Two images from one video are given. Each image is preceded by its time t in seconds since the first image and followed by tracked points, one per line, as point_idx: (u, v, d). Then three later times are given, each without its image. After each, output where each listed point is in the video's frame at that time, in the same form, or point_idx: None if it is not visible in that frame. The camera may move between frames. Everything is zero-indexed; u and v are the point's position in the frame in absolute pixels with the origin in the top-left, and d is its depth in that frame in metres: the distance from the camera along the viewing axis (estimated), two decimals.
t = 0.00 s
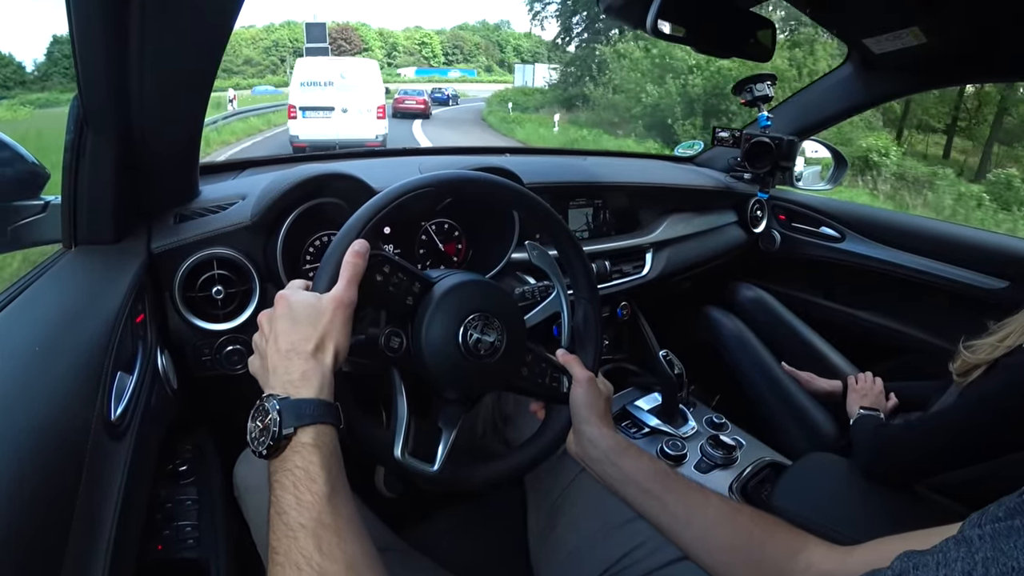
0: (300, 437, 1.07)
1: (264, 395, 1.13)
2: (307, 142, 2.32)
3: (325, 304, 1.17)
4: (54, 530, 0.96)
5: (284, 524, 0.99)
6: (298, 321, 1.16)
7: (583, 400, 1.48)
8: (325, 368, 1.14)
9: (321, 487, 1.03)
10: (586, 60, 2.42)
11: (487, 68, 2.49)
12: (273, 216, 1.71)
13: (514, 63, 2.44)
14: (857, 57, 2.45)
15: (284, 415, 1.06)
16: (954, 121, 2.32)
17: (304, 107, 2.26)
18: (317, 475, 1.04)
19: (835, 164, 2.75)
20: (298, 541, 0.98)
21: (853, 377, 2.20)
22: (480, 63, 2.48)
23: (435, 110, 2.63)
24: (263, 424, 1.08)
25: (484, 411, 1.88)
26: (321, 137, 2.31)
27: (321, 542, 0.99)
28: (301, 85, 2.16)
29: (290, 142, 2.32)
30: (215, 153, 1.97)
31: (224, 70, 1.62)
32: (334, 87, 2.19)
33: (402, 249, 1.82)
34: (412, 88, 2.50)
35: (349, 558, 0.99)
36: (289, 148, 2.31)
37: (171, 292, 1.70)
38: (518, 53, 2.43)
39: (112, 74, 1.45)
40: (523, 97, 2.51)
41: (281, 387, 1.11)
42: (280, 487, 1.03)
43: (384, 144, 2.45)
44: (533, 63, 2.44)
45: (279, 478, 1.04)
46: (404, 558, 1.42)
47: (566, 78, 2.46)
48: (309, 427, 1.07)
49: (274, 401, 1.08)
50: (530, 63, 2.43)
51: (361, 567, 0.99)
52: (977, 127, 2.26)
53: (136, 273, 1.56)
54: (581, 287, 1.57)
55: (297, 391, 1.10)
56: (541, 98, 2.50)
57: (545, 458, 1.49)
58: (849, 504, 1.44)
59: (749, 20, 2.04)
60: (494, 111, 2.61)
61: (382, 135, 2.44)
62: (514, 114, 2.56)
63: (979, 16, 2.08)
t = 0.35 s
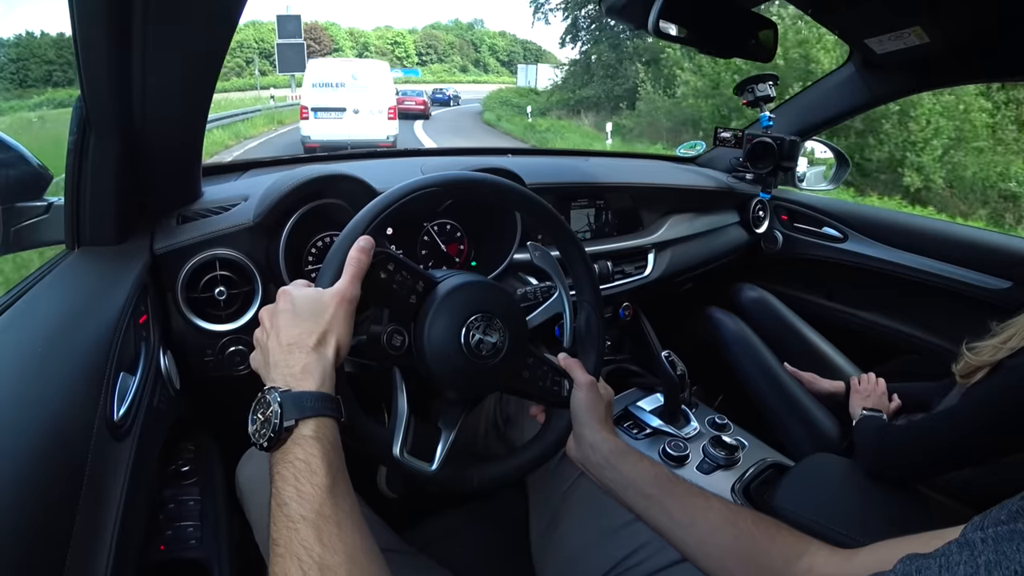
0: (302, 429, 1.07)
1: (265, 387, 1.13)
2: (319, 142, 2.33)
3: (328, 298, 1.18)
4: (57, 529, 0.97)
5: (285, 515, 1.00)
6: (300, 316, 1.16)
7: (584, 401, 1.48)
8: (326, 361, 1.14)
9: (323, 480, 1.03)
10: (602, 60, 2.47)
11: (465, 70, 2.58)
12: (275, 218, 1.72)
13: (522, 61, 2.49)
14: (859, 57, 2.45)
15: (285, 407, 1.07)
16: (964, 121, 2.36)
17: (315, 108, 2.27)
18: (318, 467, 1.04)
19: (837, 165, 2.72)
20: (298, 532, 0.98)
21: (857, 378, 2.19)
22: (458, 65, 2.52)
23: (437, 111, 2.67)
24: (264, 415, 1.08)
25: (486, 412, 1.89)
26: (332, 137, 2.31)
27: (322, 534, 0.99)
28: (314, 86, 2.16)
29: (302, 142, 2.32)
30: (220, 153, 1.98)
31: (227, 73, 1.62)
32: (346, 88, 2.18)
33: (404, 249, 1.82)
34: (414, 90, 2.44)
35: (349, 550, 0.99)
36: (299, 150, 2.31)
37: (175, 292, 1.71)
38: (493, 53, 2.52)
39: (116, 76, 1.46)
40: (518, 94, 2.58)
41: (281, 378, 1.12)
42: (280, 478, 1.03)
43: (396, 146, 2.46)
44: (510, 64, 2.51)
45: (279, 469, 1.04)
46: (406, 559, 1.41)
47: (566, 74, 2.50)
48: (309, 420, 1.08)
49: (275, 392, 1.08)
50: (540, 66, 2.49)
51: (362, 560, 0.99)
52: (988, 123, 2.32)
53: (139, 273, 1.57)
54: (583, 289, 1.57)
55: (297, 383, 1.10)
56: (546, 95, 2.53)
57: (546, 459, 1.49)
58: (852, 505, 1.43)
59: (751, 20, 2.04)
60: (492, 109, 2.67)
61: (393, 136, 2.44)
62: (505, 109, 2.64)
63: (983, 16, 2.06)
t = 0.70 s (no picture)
0: (301, 432, 1.07)
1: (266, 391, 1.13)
2: (328, 141, 2.34)
3: (328, 299, 1.18)
4: (58, 529, 0.97)
5: (285, 516, 1.00)
6: (301, 317, 1.16)
7: (585, 401, 1.48)
8: (326, 363, 1.14)
9: (323, 481, 1.03)
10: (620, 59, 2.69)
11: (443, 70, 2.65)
12: (275, 217, 1.72)
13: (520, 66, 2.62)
14: (861, 57, 2.44)
15: (284, 410, 1.07)
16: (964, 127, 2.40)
17: (324, 108, 2.29)
18: (318, 469, 1.04)
19: (839, 165, 2.70)
20: (298, 533, 0.98)
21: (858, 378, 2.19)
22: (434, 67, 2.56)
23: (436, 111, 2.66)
24: (265, 417, 1.08)
25: (487, 411, 1.90)
26: (341, 136, 2.33)
27: (322, 536, 0.99)
28: (323, 86, 2.21)
29: (311, 142, 2.33)
30: (222, 152, 1.99)
31: (229, 73, 1.63)
32: (355, 87, 2.23)
33: (406, 248, 1.85)
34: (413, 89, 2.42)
35: (349, 550, 0.99)
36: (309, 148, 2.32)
37: (176, 291, 1.72)
38: (469, 50, 2.76)
39: (118, 74, 1.46)
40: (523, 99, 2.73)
41: (283, 381, 1.12)
42: (280, 480, 1.03)
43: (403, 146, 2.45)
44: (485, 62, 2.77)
45: (280, 471, 1.04)
46: (407, 559, 1.41)
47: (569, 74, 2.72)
48: (309, 421, 1.08)
49: (275, 396, 1.09)
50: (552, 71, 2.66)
51: (362, 560, 0.99)
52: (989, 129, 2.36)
53: (140, 272, 1.57)
54: (585, 289, 1.57)
55: (298, 387, 1.10)
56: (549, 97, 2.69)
57: (546, 459, 1.49)
58: (852, 506, 1.43)
59: (752, 20, 2.04)
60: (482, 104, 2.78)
61: (401, 136, 2.43)
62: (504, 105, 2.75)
63: (986, 16, 2.05)
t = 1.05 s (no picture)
0: (306, 435, 1.08)
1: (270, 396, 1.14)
2: (334, 141, 2.39)
3: (329, 302, 1.18)
4: (61, 531, 0.97)
5: (291, 519, 1.00)
6: (302, 319, 1.16)
7: (587, 400, 1.48)
8: (329, 367, 1.14)
9: (328, 484, 1.03)
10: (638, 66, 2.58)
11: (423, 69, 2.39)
12: (276, 218, 1.72)
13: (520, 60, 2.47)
14: (861, 56, 2.44)
15: (288, 414, 1.07)
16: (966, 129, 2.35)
17: (330, 109, 2.40)
18: (323, 472, 1.04)
19: (839, 165, 2.71)
20: (304, 536, 0.98)
21: (859, 377, 2.19)
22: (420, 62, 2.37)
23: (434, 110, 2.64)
24: (271, 421, 1.08)
25: (488, 411, 1.90)
26: (348, 136, 2.39)
27: (327, 538, 0.99)
28: (329, 87, 2.32)
29: (317, 142, 2.36)
30: (222, 153, 1.99)
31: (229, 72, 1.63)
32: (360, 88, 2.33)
33: (406, 248, 1.84)
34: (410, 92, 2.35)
35: (355, 553, 0.99)
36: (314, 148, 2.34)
37: (178, 292, 1.72)
38: (440, 52, 2.48)
39: (119, 76, 1.46)
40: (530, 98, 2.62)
41: (286, 385, 1.12)
42: (286, 484, 1.04)
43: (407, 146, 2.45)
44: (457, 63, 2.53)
45: (285, 476, 1.05)
46: (409, 559, 1.41)
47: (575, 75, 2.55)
48: (312, 425, 1.08)
49: (279, 400, 1.09)
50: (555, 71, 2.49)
51: (368, 562, 0.99)
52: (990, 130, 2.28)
53: (141, 274, 1.57)
54: (586, 288, 1.57)
55: (302, 391, 1.11)
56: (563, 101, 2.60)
57: (548, 459, 1.49)
58: (854, 505, 1.43)
59: (753, 19, 2.04)
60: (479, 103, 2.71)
61: (405, 136, 2.45)
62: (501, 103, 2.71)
63: (987, 15, 2.05)
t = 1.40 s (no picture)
0: (307, 439, 1.08)
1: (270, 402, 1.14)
2: (338, 141, 2.33)
3: (329, 304, 1.18)
4: (60, 535, 0.96)
5: (293, 523, 1.00)
6: (300, 322, 1.16)
7: (587, 400, 1.49)
8: (330, 371, 1.14)
9: (329, 488, 1.03)
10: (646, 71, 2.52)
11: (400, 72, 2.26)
12: (276, 217, 1.72)
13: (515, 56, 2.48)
14: (861, 56, 2.44)
15: (289, 418, 1.07)
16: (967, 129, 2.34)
17: (333, 109, 2.27)
18: (324, 476, 1.04)
19: (840, 166, 2.74)
20: (305, 539, 0.98)
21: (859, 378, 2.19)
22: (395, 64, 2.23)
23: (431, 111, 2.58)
24: (273, 425, 1.08)
25: (488, 412, 1.90)
26: (349, 136, 2.32)
27: (327, 541, 0.98)
28: (331, 87, 2.18)
29: (318, 142, 2.33)
30: (223, 153, 1.99)
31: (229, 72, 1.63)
32: (361, 89, 2.20)
33: (406, 249, 1.84)
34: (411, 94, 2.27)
35: (356, 556, 0.99)
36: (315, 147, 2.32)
37: (178, 292, 1.72)
38: (412, 50, 2.27)
39: (119, 75, 1.46)
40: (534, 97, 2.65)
41: (286, 389, 1.12)
42: (287, 488, 1.04)
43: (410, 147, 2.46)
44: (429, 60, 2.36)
45: (286, 480, 1.05)
46: (409, 559, 1.41)
47: (586, 74, 2.54)
48: (312, 428, 1.08)
49: (280, 404, 1.09)
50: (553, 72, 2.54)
51: (370, 565, 0.99)
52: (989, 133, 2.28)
53: (141, 274, 1.57)
54: (586, 288, 1.57)
55: (303, 394, 1.11)
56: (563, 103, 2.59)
57: (548, 459, 1.49)
58: (853, 506, 1.43)
59: (754, 20, 2.04)
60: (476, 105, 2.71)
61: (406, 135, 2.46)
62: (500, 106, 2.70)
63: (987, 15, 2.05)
